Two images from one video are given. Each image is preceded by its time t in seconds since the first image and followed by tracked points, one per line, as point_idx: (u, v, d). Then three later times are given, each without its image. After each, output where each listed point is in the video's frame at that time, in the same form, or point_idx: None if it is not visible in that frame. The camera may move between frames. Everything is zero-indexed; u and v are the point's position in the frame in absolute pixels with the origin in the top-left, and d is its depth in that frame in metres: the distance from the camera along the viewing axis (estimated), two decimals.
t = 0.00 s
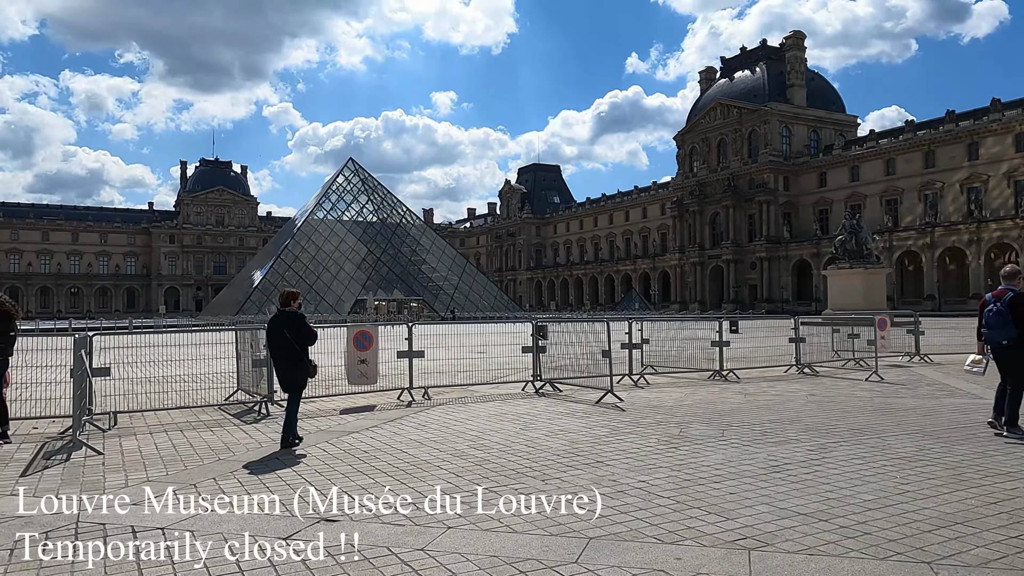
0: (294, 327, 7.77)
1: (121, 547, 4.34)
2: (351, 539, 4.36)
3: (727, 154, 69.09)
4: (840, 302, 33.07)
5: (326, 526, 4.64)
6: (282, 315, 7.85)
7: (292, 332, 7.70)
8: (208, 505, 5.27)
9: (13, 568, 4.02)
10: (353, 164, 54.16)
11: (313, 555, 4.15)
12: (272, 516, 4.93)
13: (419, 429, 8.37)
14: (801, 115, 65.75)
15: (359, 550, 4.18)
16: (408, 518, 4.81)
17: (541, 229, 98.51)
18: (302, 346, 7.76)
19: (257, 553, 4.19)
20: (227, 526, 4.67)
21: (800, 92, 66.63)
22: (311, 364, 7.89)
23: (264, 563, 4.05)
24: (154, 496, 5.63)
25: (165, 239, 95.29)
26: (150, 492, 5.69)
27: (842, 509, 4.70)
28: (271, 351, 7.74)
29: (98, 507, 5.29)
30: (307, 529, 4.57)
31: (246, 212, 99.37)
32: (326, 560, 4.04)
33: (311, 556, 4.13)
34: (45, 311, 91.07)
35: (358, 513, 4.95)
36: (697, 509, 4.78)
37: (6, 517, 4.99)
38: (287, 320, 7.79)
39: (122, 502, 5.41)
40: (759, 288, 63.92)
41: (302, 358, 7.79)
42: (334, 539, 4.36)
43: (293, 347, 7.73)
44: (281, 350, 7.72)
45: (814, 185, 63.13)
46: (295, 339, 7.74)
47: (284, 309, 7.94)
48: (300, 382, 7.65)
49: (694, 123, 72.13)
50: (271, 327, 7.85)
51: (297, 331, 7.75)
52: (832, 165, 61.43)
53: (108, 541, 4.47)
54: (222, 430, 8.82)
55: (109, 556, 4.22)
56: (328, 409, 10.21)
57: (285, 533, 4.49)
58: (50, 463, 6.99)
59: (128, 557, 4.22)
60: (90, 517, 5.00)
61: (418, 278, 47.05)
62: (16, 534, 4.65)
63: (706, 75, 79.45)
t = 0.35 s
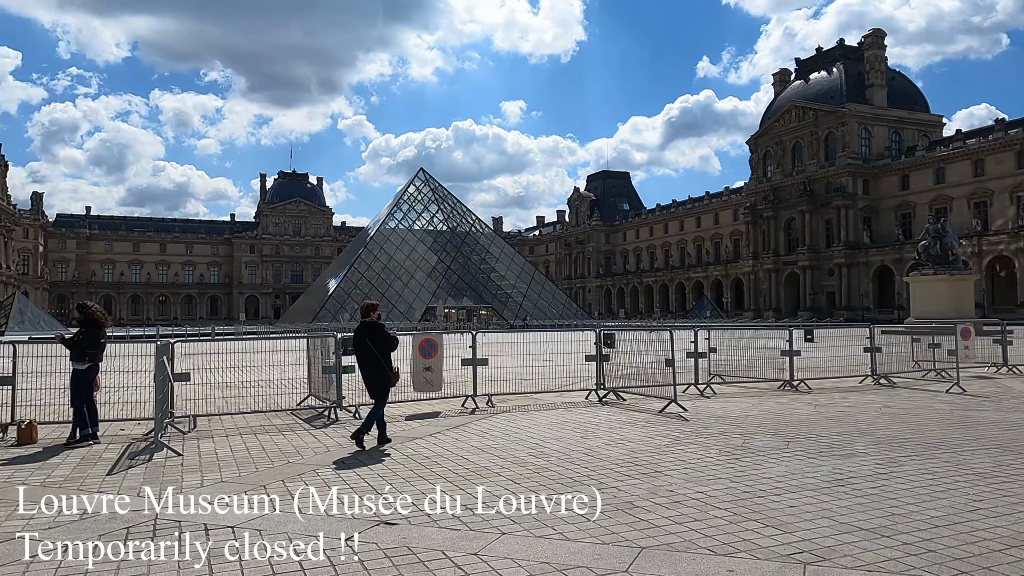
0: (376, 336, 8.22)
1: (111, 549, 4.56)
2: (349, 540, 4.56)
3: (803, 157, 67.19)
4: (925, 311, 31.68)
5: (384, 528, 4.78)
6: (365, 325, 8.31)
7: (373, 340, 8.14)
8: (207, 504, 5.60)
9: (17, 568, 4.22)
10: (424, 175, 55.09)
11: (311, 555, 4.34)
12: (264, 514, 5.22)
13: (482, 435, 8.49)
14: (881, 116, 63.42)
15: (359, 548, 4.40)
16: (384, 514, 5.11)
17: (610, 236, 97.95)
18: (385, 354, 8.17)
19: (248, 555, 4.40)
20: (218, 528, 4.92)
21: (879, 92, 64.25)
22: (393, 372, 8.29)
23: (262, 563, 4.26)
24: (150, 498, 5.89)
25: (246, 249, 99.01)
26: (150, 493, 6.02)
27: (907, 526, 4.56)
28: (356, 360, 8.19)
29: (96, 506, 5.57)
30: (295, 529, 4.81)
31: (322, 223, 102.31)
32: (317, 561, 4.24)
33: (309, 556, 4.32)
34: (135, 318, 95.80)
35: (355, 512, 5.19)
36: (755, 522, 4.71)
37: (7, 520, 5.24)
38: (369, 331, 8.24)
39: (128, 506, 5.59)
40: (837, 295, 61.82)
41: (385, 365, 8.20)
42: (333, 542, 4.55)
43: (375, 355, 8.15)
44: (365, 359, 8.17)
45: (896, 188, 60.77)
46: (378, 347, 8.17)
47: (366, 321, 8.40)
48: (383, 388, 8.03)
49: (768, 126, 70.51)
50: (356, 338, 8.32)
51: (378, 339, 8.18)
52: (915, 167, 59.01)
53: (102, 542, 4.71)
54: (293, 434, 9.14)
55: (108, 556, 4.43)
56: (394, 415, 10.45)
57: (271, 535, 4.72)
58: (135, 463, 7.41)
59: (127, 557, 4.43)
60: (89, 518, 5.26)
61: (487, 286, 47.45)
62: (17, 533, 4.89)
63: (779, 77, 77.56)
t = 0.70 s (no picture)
0: (443, 348, 8.73)
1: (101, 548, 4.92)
2: (381, 550, 4.71)
3: (870, 165, 65.22)
4: (1001, 323, 30.31)
5: (432, 542, 4.86)
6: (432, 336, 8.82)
7: (441, 354, 8.66)
8: (206, 504, 6.14)
9: (25, 565, 4.54)
10: (482, 188, 55.57)
11: (312, 556, 4.65)
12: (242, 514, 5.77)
13: (534, 450, 8.56)
14: (954, 120, 61.16)
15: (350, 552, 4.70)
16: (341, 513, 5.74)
17: (670, 247, 96.89)
18: (452, 364, 8.75)
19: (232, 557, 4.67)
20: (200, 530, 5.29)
21: (952, 96, 62.01)
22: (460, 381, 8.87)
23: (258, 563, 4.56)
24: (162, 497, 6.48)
25: (310, 262, 101.58)
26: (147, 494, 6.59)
27: (968, 552, 4.40)
28: (424, 370, 8.75)
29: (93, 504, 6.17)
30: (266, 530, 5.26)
31: (383, 236, 104.25)
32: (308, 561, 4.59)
33: (310, 556, 4.64)
34: (206, 329, 99.20)
35: (348, 512, 5.70)
36: (807, 543, 4.63)
37: (16, 520, 5.74)
38: (436, 343, 8.75)
39: (149, 517, 5.74)
40: (908, 307, 59.63)
41: (453, 374, 8.80)
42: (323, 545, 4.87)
43: (444, 366, 8.72)
44: (433, 369, 8.75)
45: (971, 195, 58.38)
46: (446, 360, 8.72)
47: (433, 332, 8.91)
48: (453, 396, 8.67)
49: (833, 134, 68.78)
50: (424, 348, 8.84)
51: (447, 352, 8.70)
52: (991, 173, 56.62)
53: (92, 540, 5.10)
54: (350, 446, 9.34)
55: (109, 556, 4.74)
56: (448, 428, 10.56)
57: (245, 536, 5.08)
58: (200, 472, 7.72)
59: (126, 558, 4.73)
60: (87, 518, 5.74)
61: (546, 298, 47.44)
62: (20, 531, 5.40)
63: (845, 83, 75.62)
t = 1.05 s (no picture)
0: (500, 368, 9.03)
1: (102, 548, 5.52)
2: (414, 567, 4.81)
3: (928, 177, 63.46)
4: None
5: (463, 559, 4.97)
6: (490, 357, 9.12)
7: (499, 373, 8.95)
8: (202, 504, 7.08)
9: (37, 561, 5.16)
10: (530, 206, 55.88)
11: (310, 555, 5.19)
12: (239, 520, 6.40)
13: (572, 468, 8.61)
14: (1017, 131, 59.18)
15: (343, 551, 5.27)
16: (307, 514, 6.60)
17: (721, 263, 95.58)
18: (509, 384, 9.03)
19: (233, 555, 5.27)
20: (189, 531, 5.97)
21: (1014, 105, 60.05)
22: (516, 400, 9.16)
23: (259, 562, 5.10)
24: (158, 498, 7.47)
25: (361, 280, 103.26)
26: (143, 495, 7.53)
27: None
28: (482, 389, 9.04)
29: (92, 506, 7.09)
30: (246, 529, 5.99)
31: (432, 254, 105.41)
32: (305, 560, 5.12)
33: (305, 557, 5.16)
34: (260, 346, 101.50)
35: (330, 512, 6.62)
36: (837, 568, 4.59)
37: (29, 517, 6.69)
38: (495, 363, 9.05)
39: (196, 530, 6.01)
40: (971, 324, 57.57)
41: (509, 393, 9.06)
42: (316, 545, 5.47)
43: (500, 385, 9.00)
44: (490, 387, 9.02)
45: None
46: (503, 379, 9.00)
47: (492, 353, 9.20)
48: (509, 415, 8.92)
49: (888, 146, 67.22)
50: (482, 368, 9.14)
51: (504, 372, 8.99)
52: None
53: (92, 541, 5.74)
54: (391, 463, 9.52)
55: (111, 555, 5.35)
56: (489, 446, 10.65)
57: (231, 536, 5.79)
58: (246, 487, 7.94)
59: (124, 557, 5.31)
60: (91, 516, 6.68)
61: (594, 315, 47.28)
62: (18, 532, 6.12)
63: (900, 94, 73.96)
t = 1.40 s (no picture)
0: (538, 382, 9.29)
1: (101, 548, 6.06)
2: None
3: (970, 186, 62.03)
4: None
5: (483, 571, 5.07)
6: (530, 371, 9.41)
7: (538, 385, 9.21)
8: (200, 505, 7.91)
9: (44, 560, 5.68)
10: (562, 218, 55.94)
11: (304, 556, 5.65)
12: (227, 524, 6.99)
13: (597, 483, 8.66)
14: None
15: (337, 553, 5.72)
16: (298, 513, 7.46)
17: (757, 274, 94.35)
18: (546, 397, 9.26)
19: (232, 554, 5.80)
20: (181, 532, 6.59)
21: None
22: (552, 416, 9.34)
23: (263, 562, 5.56)
24: (149, 497, 8.40)
25: (396, 292, 104.11)
26: (143, 494, 8.47)
27: None
28: (521, 401, 9.28)
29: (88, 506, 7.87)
30: (234, 530, 6.62)
31: (465, 266, 105.94)
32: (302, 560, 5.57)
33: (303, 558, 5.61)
34: (297, 358, 102.81)
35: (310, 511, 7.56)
36: None
37: (42, 513, 7.56)
38: (534, 377, 9.32)
39: (192, 532, 6.62)
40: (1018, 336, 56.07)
41: (546, 408, 9.27)
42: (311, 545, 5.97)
43: (538, 398, 9.24)
44: (528, 400, 9.26)
45: None
46: (541, 392, 9.24)
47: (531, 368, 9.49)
48: (544, 428, 9.10)
49: (928, 155, 65.93)
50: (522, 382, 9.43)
51: (543, 385, 9.24)
52: None
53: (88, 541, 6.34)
54: (419, 476, 9.67)
55: (114, 554, 5.91)
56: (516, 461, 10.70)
57: (218, 535, 6.42)
58: (275, 500, 8.12)
59: (127, 556, 5.85)
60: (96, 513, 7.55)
61: (627, 326, 47.08)
62: (16, 532, 6.69)
63: (940, 101, 72.56)
